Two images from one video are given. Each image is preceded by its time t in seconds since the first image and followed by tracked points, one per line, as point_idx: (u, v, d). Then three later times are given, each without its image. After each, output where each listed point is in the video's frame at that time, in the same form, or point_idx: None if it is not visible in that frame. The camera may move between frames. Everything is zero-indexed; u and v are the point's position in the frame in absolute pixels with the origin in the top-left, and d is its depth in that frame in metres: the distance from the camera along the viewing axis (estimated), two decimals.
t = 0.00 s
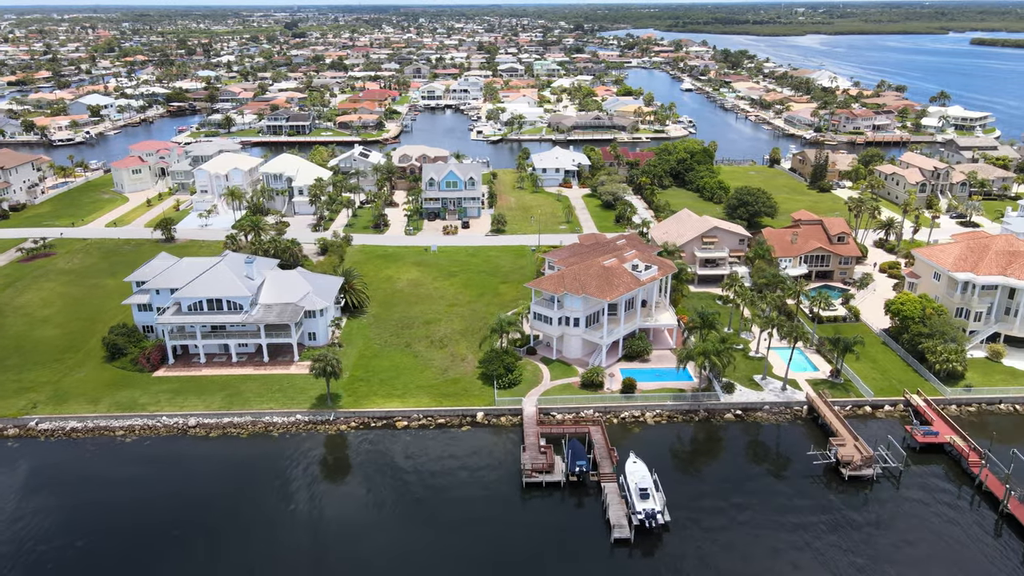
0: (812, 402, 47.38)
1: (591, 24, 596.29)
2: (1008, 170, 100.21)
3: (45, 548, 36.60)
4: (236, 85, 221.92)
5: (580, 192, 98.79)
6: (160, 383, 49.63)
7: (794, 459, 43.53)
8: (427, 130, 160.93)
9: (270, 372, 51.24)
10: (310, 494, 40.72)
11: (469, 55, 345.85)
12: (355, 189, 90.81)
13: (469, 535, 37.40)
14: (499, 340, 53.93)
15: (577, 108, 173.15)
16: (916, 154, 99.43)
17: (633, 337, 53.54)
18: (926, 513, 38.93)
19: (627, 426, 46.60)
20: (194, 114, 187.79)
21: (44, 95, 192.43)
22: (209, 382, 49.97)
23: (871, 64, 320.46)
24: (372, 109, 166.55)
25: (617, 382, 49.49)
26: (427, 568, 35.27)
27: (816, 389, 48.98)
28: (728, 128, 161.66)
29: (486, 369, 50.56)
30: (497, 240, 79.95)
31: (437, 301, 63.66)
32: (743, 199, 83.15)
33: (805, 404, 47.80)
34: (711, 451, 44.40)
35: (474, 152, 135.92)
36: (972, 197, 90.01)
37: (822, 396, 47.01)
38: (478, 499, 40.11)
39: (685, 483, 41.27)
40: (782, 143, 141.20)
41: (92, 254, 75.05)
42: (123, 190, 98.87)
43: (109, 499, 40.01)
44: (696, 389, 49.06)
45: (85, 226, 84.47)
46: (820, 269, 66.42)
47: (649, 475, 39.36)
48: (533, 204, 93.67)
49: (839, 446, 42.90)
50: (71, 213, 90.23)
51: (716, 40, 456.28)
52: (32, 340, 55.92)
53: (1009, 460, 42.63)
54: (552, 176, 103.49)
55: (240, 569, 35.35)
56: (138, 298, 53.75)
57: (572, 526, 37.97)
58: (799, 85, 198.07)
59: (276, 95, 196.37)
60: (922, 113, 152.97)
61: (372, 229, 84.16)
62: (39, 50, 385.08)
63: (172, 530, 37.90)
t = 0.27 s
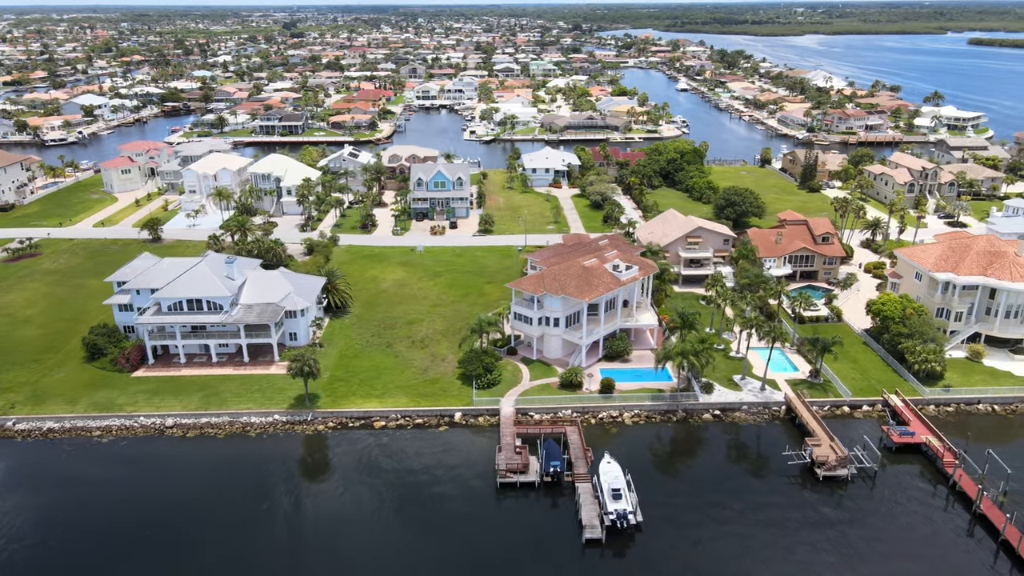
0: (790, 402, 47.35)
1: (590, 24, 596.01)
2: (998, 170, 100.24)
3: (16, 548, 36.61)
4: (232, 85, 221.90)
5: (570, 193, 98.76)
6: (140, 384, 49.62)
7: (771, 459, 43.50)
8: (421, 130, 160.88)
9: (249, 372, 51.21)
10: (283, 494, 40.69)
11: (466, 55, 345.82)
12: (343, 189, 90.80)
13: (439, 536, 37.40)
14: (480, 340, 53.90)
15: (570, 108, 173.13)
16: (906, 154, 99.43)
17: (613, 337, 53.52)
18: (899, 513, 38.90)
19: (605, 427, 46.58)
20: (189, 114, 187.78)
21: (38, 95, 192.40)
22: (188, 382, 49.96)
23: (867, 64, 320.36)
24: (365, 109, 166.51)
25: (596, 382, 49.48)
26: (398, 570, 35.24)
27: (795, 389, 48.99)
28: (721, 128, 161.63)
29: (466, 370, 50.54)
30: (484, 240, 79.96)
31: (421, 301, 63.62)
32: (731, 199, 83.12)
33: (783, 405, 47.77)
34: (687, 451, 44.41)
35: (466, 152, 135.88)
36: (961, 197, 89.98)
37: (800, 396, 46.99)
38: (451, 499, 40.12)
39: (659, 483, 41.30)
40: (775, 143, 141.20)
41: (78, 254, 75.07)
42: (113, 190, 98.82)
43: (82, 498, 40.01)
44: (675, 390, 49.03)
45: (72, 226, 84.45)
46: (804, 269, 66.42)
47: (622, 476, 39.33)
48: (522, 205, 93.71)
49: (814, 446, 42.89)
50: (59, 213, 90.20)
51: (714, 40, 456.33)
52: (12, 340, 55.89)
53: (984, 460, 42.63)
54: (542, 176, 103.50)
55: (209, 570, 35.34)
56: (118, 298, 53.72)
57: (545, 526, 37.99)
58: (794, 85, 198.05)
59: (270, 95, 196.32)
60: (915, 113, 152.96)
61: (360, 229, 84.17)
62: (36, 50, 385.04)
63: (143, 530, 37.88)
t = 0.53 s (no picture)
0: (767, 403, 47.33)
1: (588, 24, 595.83)
2: (987, 170, 100.27)
3: None
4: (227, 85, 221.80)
5: (559, 193, 98.77)
6: (119, 384, 49.61)
7: (747, 460, 43.51)
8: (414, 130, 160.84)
9: (229, 372, 51.18)
10: (257, 494, 40.65)
11: (463, 55, 345.73)
12: (331, 189, 90.78)
13: (411, 536, 37.39)
14: (460, 340, 53.90)
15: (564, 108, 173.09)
16: (895, 154, 99.46)
17: (594, 337, 53.49)
18: (872, 513, 38.91)
19: (583, 427, 46.57)
20: (183, 114, 187.67)
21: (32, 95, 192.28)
22: (167, 382, 49.97)
23: (864, 64, 320.30)
24: (359, 109, 166.44)
25: (575, 382, 49.47)
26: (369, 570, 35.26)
27: (774, 389, 48.98)
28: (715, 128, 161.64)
29: (445, 370, 50.51)
30: (470, 240, 80.00)
31: (404, 302, 63.60)
32: (718, 199, 83.09)
33: (761, 405, 47.76)
34: (664, 452, 44.43)
35: (459, 151, 135.83)
36: (949, 197, 89.96)
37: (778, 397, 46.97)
38: (424, 499, 40.13)
39: (633, 483, 41.34)
40: (767, 143, 141.21)
41: (64, 254, 75.04)
42: (102, 190, 98.77)
43: (55, 499, 39.98)
44: (654, 390, 49.04)
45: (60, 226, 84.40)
46: (788, 269, 66.46)
47: (596, 476, 39.35)
48: (510, 205, 93.72)
49: (790, 446, 42.90)
50: (47, 213, 90.16)
51: (711, 40, 456.35)
52: None
53: (959, 460, 42.67)
54: (532, 176, 103.52)
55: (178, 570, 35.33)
56: (99, 299, 53.69)
57: (517, 526, 38.01)
58: (789, 85, 198.02)
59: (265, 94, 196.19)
60: (908, 113, 152.97)
61: (347, 229, 84.19)
62: (34, 50, 384.91)
63: (115, 531, 37.84)
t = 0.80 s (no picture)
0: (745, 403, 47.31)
1: (586, 24, 595.54)
2: (976, 170, 100.30)
3: None
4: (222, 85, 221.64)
5: (549, 193, 98.75)
6: (97, 384, 49.61)
7: (723, 460, 43.52)
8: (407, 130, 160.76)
9: (208, 373, 51.13)
10: (231, 495, 40.60)
11: (459, 55, 345.47)
12: (320, 189, 90.72)
13: (383, 536, 37.38)
14: (441, 340, 53.90)
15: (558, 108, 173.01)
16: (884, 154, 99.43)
17: (574, 338, 53.44)
18: (845, 513, 38.94)
19: (560, 427, 46.57)
20: (177, 114, 187.55)
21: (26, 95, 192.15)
22: (147, 382, 49.96)
23: (861, 64, 320.12)
24: (352, 108, 166.33)
25: (553, 382, 49.49)
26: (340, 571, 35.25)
27: (752, 390, 48.97)
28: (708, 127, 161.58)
29: (424, 370, 50.49)
30: (457, 240, 80.03)
31: (387, 301, 63.57)
32: (705, 199, 83.06)
33: (740, 405, 47.74)
34: (640, 452, 44.44)
35: (450, 151, 135.71)
36: (937, 197, 89.96)
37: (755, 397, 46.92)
38: (398, 499, 40.11)
39: (608, 483, 41.31)
40: (759, 143, 141.24)
41: (50, 254, 75.00)
42: (91, 190, 98.69)
43: (28, 500, 39.91)
44: (633, 390, 49.03)
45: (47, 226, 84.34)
46: (772, 269, 66.47)
47: (569, 476, 39.34)
48: (499, 205, 93.69)
49: (765, 447, 42.90)
50: (35, 213, 90.11)
51: (709, 40, 456.20)
52: None
53: (934, 461, 42.70)
54: (521, 176, 103.53)
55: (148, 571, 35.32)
56: (79, 299, 53.68)
57: (490, 525, 38.03)
58: (783, 85, 197.97)
59: (259, 94, 196.03)
60: (900, 113, 152.99)
61: (335, 229, 84.18)
62: (31, 49, 384.72)
63: (88, 532, 37.76)
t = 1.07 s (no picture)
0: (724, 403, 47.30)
1: (584, 24, 595.45)
2: (965, 170, 100.32)
3: None
4: (217, 85, 221.62)
5: (538, 193, 98.76)
6: (76, 384, 49.64)
7: (698, 460, 43.52)
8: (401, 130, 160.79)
9: (187, 373, 51.13)
10: (206, 495, 40.58)
11: (456, 55, 345.40)
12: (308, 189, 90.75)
13: (354, 537, 37.37)
14: (421, 340, 53.90)
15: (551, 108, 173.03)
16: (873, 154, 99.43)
17: (554, 338, 53.45)
18: (818, 513, 38.95)
19: (537, 427, 46.58)
20: (171, 114, 187.56)
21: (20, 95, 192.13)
22: (125, 383, 49.96)
23: (857, 64, 320.08)
24: (346, 108, 166.35)
25: (532, 382, 49.49)
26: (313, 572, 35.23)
27: (731, 390, 48.99)
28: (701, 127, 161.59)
29: (404, 371, 50.48)
30: (444, 241, 80.08)
31: (370, 302, 63.58)
32: (693, 200, 83.06)
33: (718, 405, 47.73)
34: (616, 452, 44.46)
35: (443, 151, 135.69)
36: (925, 197, 89.98)
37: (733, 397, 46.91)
38: (372, 499, 40.08)
39: (582, 483, 41.35)
40: (752, 143, 141.23)
41: (36, 254, 74.98)
42: (80, 190, 98.64)
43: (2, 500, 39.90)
44: (611, 390, 49.03)
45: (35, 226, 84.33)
46: (756, 270, 66.49)
47: (542, 476, 39.34)
48: (488, 205, 93.72)
49: (741, 447, 42.90)
50: (23, 213, 90.10)
51: (707, 40, 456.24)
52: None
53: (909, 461, 42.74)
54: (511, 176, 103.55)
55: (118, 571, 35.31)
56: (60, 299, 53.67)
57: (462, 525, 38.05)
58: (778, 85, 197.89)
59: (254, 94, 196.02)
60: (893, 113, 153.03)
61: (322, 230, 84.21)
62: (29, 49, 384.75)
63: (59, 533, 37.75)
